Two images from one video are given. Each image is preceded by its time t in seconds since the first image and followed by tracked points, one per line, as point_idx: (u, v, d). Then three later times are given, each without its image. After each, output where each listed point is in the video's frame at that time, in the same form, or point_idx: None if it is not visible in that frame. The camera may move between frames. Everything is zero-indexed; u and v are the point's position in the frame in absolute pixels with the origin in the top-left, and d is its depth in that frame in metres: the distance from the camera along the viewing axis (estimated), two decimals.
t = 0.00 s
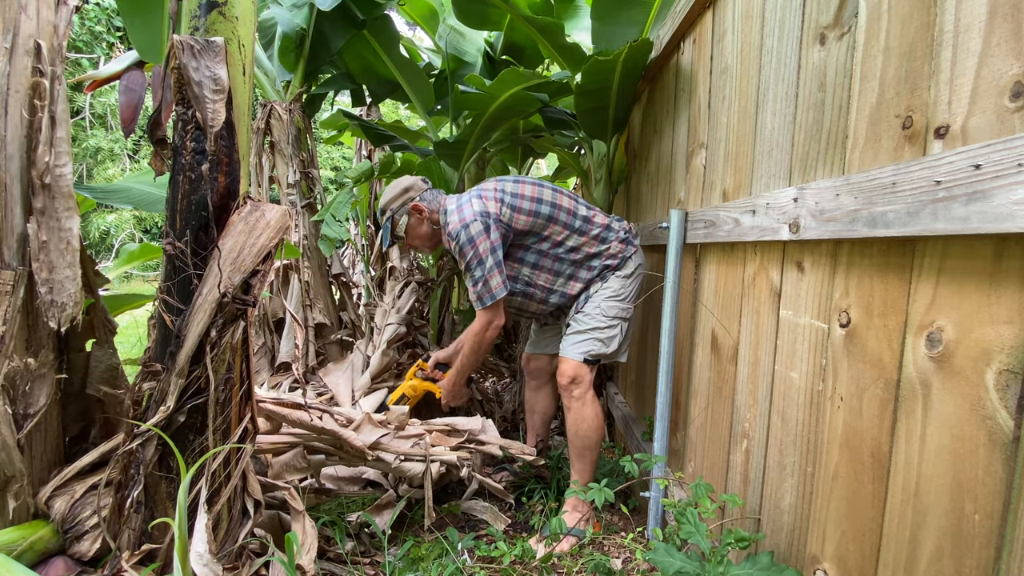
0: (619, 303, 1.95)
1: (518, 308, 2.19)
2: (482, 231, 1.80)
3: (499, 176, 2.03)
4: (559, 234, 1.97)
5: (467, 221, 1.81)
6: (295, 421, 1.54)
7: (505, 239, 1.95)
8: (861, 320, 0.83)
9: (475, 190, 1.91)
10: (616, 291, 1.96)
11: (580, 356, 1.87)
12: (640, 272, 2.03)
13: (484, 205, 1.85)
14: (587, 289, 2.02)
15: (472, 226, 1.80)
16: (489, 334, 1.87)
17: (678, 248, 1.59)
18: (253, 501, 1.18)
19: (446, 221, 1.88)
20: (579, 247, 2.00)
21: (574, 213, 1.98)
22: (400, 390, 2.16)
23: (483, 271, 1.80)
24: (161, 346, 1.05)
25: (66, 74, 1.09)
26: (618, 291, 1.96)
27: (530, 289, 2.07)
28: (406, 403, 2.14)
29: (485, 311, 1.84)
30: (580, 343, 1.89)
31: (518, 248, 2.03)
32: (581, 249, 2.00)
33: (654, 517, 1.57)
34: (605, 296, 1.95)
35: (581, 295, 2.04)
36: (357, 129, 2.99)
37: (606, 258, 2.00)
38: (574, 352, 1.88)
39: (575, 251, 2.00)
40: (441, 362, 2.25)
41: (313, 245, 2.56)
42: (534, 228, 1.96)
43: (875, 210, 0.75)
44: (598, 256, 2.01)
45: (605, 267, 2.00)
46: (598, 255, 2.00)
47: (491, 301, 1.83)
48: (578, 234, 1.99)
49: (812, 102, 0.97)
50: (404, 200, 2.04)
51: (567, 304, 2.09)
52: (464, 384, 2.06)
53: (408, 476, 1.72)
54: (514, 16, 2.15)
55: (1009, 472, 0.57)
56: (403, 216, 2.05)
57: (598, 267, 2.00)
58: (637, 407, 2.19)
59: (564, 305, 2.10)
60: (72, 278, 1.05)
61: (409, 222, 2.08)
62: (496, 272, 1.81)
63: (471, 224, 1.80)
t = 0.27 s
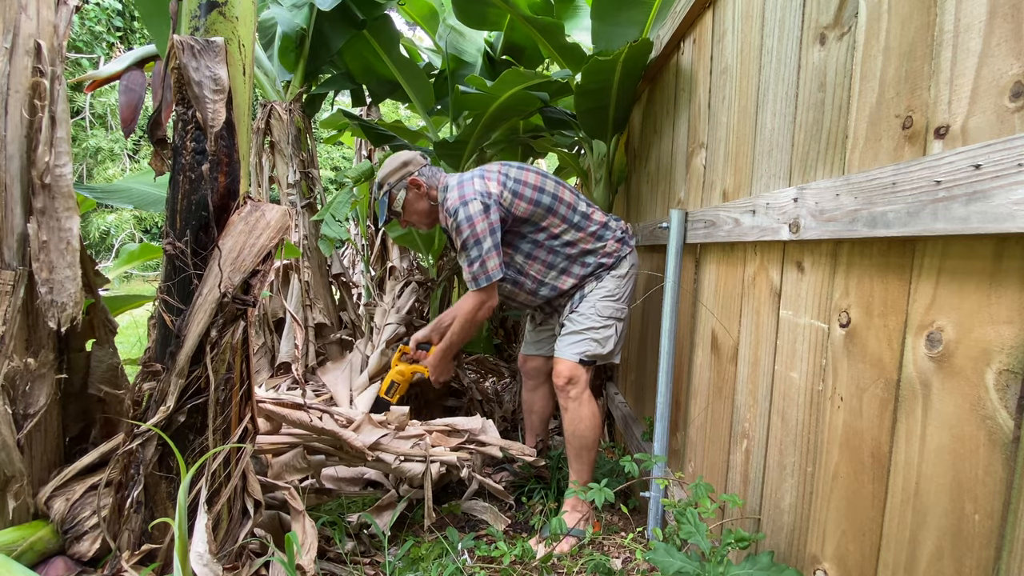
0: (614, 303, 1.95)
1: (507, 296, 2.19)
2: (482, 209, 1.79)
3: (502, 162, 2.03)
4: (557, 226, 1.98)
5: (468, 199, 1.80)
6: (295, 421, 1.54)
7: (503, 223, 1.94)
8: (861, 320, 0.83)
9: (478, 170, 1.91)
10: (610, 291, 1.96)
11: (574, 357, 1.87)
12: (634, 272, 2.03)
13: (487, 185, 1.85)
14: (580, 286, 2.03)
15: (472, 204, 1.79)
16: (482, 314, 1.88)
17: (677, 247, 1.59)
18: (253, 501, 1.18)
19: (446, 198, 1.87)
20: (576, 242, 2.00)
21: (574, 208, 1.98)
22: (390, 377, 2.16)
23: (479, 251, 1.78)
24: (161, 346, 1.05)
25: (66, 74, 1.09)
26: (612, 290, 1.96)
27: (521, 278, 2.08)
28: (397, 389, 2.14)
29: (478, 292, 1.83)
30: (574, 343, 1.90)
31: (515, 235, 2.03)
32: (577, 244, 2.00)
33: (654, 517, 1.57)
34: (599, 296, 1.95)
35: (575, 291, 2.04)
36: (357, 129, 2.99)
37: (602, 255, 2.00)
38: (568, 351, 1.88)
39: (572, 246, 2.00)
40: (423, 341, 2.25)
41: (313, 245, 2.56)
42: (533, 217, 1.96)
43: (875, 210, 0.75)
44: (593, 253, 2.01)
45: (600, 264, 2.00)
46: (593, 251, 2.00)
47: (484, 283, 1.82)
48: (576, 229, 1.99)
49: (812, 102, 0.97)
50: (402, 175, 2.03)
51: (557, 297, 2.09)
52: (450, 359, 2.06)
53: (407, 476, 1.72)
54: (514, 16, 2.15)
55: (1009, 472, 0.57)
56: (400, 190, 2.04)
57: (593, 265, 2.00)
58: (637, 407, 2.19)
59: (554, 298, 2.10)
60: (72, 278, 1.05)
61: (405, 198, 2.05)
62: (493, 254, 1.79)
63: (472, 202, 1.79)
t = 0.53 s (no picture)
0: (612, 301, 1.96)
1: (505, 298, 2.18)
2: (476, 214, 1.79)
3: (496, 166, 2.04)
4: (552, 227, 1.98)
5: (462, 203, 1.80)
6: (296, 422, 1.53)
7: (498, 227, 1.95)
8: (861, 320, 0.83)
9: (471, 175, 1.91)
10: (608, 290, 1.96)
11: (575, 356, 1.87)
12: (631, 270, 2.03)
13: (480, 189, 1.85)
14: (579, 285, 2.02)
15: (466, 208, 1.79)
16: (477, 320, 1.86)
17: (677, 247, 1.59)
18: (253, 501, 1.18)
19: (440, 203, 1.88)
20: (572, 242, 2.00)
21: (568, 208, 1.99)
22: (391, 386, 2.13)
23: (474, 255, 1.78)
24: (161, 346, 1.05)
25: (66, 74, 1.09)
26: (611, 288, 1.96)
27: (519, 280, 2.07)
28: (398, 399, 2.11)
29: (473, 297, 1.82)
30: (574, 343, 1.89)
31: (510, 238, 2.03)
32: (573, 244, 2.00)
33: (654, 517, 1.57)
34: (598, 294, 1.95)
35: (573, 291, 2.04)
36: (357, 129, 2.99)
37: (599, 254, 2.00)
38: (568, 351, 1.88)
39: (568, 246, 2.00)
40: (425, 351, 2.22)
41: (313, 245, 2.56)
42: (527, 219, 1.96)
43: (875, 210, 0.75)
44: (590, 252, 2.01)
45: (597, 263, 2.00)
46: (590, 250, 2.00)
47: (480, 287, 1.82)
48: (571, 229, 1.99)
49: (812, 102, 0.97)
50: (396, 182, 2.04)
51: (556, 298, 2.08)
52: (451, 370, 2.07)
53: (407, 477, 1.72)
54: (514, 16, 2.15)
55: (1009, 472, 0.57)
56: (395, 198, 2.04)
57: (590, 263, 2.00)
58: (637, 407, 2.19)
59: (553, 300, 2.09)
60: (72, 278, 1.05)
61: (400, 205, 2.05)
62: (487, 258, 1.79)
63: (465, 207, 1.79)
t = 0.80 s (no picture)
0: (614, 301, 1.96)
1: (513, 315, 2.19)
2: (474, 241, 1.79)
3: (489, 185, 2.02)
4: (551, 238, 1.98)
5: (458, 231, 1.79)
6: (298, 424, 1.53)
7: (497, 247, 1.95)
8: (861, 320, 0.83)
9: (464, 200, 1.90)
10: (610, 290, 1.96)
11: (576, 356, 1.87)
12: (633, 272, 2.02)
13: (475, 215, 1.84)
14: (582, 291, 2.02)
15: (463, 236, 1.79)
16: (488, 342, 1.88)
17: (678, 248, 1.59)
18: (253, 501, 1.18)
19: (437, 231, 1.88)
20: (573, 249, 2.00)
21: (565, 218, 1.98)
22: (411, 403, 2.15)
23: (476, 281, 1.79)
24: (161, 346, 1.05)
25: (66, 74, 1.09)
26: (613, 289, 1.96)
27: (525, 295, 2.07)
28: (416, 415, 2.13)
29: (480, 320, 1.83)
30: (575, 343, 1.89)
31: (511, 255, 2.03)
32: (575, 252, 2.00)
33: (654, 517, 1.57)
34: (599, 295, 1.96)
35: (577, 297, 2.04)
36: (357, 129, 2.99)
37: (600, 259, 2.00)
38: (569, 351, 1.88)
39: (569, 254, 2.00)
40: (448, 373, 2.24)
41: (313, 245, 2.56)
42: (525, 235, 1.96)
43: (875, 211, 0.75)
44: (591, 258, 2.01)
45: (599, 270, 2.00)
46: (591, 256, 2.01)
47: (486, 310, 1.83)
48: (570, 238, 1.99)
49: (812, 102, 0.97)
50: (395, 213, 2.06)
51: (563, 307, 2.09)
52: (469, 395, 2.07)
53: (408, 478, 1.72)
54: (514, 16, 2.15)
55: (1008, 472, 0.57)
56: (395, 229, 2.06)
57: (592, 269, 2.00)
58: (637, 407, 2.18)
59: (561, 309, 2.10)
60: (72, 278, 1.05)
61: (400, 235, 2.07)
62: (489, 282, 1.80)
63: (462, 235, 1.79)
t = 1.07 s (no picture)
0: (611, 299, 1.96)
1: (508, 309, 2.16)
2: (475, 217, 1.78)
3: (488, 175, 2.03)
4: (549, 227, 1.97)
5: (458, 210, 1.79)
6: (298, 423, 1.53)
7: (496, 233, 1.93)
8: (861, 320, 0.83)
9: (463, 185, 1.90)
10: (606, 288, 1.96)
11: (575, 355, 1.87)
12: (628, 268, 2.03)
13: (475, 196, 1.84)
14: (577, 286, 2.01)
15: (463, 214, 1.78)
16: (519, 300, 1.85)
17: (677, 248, 1.59)
18: (253, 501, 1.18)
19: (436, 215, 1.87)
20: (570, 244, 2.00)
21: (564, 208, 1.98)
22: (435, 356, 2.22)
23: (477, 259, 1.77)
24: (161, 346, 1.05)
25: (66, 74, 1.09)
26: (608, 286, 1.97)
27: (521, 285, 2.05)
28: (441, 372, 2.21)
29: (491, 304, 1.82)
30: (575, 342, 1.89)
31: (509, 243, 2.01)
32: (572, 246, 2.00)
33: (654, 517, 1.57)
34: (596, 292, 1.96)
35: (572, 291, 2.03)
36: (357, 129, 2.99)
37: (596, 254, 2.00)
38: (569, 350, 1.88)
39: (566, 247, 2.00)
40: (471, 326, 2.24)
41: (313, 245, 2.56)
42: (524, 222, 1.95)
43: (875, 210, 0.75)
44: (587, 253, 2.01)
45: (594, 263, 2.00)
46: (587, 251, 2.01)
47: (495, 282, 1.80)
48: (568, 229, 1.98)
49: (812, 102, 0.97)
50: (395, 194, 2.04)
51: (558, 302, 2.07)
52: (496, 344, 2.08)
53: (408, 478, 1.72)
54: (514, 16, 2.15)
55: (1009, 472, 0.57)
56: (393, 210, 2.02)
57: (588, 264, 2.00)
58: (637, 407, 2.18)
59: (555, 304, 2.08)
60: (73, 278, 1.05)
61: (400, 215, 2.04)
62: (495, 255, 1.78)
63: (462, 213, 1.78)
